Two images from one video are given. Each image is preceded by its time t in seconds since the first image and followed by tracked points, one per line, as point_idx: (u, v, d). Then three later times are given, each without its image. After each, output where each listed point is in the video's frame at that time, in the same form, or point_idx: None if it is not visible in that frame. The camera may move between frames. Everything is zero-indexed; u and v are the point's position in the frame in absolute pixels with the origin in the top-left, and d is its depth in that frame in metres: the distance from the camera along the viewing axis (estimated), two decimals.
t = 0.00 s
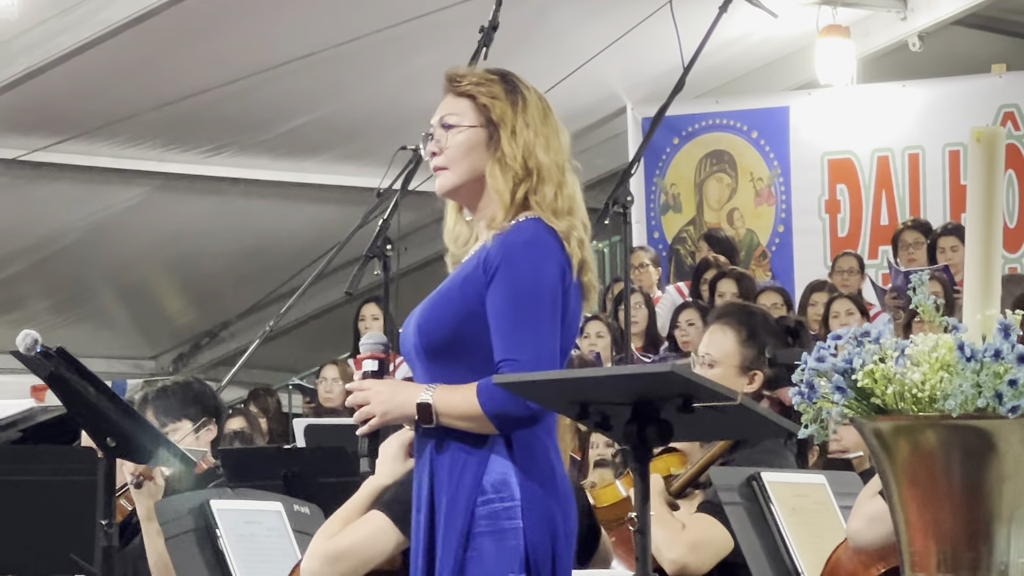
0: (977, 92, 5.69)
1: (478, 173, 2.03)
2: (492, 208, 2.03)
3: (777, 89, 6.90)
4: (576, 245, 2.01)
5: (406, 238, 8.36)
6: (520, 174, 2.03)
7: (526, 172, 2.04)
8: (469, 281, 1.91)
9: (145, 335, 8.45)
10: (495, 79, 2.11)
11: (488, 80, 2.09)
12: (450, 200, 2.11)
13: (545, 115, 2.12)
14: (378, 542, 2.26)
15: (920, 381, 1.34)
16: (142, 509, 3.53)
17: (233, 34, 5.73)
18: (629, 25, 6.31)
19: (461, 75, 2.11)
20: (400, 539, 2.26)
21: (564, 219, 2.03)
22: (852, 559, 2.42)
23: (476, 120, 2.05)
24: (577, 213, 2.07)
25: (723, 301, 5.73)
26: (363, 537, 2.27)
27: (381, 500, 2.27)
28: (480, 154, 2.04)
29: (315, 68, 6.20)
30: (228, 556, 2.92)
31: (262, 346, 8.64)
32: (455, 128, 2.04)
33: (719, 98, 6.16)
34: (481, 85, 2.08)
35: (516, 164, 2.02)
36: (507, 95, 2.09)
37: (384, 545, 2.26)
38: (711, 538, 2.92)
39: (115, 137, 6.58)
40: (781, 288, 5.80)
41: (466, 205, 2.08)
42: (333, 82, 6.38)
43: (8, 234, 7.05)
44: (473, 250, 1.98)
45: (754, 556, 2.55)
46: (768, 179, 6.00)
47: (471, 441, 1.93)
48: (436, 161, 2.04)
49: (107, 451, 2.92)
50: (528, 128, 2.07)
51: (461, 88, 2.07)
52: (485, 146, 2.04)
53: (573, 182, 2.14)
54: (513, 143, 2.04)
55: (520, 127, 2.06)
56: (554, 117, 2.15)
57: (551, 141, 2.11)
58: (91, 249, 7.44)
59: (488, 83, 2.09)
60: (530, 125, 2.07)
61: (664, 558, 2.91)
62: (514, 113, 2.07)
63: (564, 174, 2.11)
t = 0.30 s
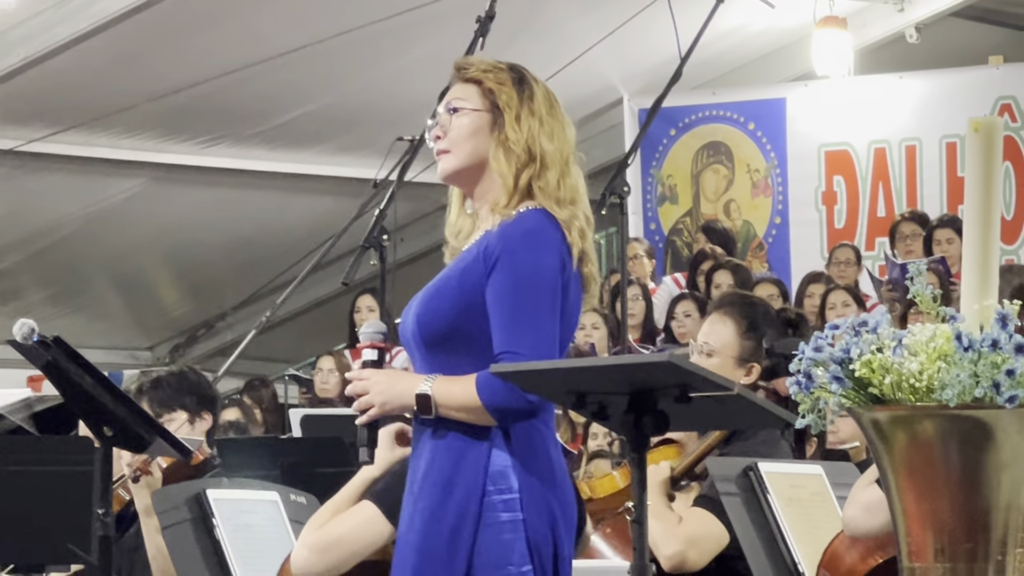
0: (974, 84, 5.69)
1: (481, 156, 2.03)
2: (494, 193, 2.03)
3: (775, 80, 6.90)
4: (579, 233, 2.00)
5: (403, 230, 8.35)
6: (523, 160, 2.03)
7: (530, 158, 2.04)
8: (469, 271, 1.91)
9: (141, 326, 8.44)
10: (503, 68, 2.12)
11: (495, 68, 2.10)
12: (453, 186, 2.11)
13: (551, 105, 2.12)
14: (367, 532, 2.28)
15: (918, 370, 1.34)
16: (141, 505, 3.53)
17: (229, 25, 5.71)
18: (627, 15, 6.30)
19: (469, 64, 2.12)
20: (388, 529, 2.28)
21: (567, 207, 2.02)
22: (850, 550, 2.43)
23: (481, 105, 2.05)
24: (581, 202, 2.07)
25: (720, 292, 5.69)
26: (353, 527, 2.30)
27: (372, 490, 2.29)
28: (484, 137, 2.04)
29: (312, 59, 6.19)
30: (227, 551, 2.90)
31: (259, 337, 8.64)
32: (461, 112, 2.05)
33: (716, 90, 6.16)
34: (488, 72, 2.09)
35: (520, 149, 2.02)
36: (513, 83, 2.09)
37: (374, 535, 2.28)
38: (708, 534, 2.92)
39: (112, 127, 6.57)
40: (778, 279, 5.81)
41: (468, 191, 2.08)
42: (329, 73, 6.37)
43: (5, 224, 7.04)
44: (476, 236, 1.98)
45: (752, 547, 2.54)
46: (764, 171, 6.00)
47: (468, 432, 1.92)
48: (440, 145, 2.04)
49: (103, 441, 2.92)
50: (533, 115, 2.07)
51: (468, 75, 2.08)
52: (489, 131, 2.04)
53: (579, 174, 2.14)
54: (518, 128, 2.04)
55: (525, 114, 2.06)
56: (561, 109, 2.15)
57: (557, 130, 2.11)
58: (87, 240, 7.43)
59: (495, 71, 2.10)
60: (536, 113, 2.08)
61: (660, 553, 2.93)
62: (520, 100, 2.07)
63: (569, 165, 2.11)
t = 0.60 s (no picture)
0: (969, 77, 5.69)
1: (482, 147, 2.03)
2: (495, 185, 2.03)
3: (769, 74, 6.90)
4: (579, 227, 2.00)
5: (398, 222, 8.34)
6: (524, 151, 2.02)
7: (531, 150, 2.03)
8: (468, 265, 1.91)
9: (136, 319, 8.43)
10: (505, 59, 2.11)
11: (498, 59, 2.10)
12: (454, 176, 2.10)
13: (553, 98, 2.12)
14: (363, 531, 2.29)
15: (913, 365, 1.33)
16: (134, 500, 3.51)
17: (225, 17, 5.69)
18: (622, 9, 6.30)
19: (472, 55, 2.12)
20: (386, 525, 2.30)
21: (568, 200, 2.02)
22: (847, 544, 2.44)
23: (482, 95, 2.05)
24: (582, 195, 2.06)
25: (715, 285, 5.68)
26: (350, 525, 2.29)
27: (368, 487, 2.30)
28: (485, 128, 2.03)
29: (307, 52, 6.17)
30: (220, 541, 2.91)
31: (254, 330, 8.63)
32: (461, 102, 2.04)
33: (711, 83, 6.16)
34: (490, 63, 2.08)
35: (520, 140, 2.02)
36: (515, 74, 2.09)
37: (370, 532, 2.30)
38: (700, 533, 2.89)
39: (106, 120, 6.55)
40: (773, 273, 5.81)
41: (468, 182, 2.08)
42: (325, 66, 6.35)
43: None
44: (476, 229, 1.97)
45: (746, 541, 2.54)
46: (760, 163, 5.99)
47: (465, 425, 1.92)
48: (441, 135, 2.04)
49: (99, 433, 2.91)
50: (535, 106, 2.07)
51: (470, 65, 2.08)
52: (489, 121, 2.04)
53: (581, 166, 2.13)
54: (519, 120, 2.03)
55: (526, 105, 2.06)
56: (564, 101, 2.15)
57: (558, 123, 2.10)
58: (82, 233, 7.42)
59: (497, 61, 2.09)
60: (537, 104, 2.07)
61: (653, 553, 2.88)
62: (521, 91, 2.07)
63: (571, 157, 2.10)
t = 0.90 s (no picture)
0: (964, 72, 5.69)
1: (481, 138, 2.02)
2: (494, 177, 2.03)
3: (764, 69, 6.90)
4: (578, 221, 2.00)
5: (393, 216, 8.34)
6: (522, 144, 2.02)
7: (529, 142, 2.03)
8: (468, 258, 1.91)
9: (131, 313, 8.42)
10: (505, 50, 2.11)
11: (497, 49, 2.09)
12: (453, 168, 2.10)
13: (552, 89, 2.11)
14: (365, 530, 2.26)
15: (908, 359, 1.33)
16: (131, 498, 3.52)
17: (221, 11, 5.68)
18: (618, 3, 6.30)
19: (471, 45, 2.11)
20: (389, 525, 2.26)
21: (568, 194, 2.03)
22: (842, 539, 2.42)
23: (481, 87, 2.04)
24: (581, 188, 2.06)
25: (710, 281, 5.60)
26: (350, 526, 2.26)
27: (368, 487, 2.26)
28: (484, 119, 2.03)
29: (303, 46, 6.17)
30: (216, 535, 2.90)
31: (249, 324, 8.62)
32: (460, 94, 2.04)
33: (706, 78, 6.16)
34: (490, 54, 2.08)
35: (518, 133, 2.02)
36: (514, 65, 2.08)
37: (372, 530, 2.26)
38: (702, 532, 2.88)
39: (102, 113, 6.54)
40: (769, 267, 5.81)
41: (467, 173, 2.08)
42: (321, 60, 6.34)
43: None
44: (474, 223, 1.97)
45: (741, 536, 2.54)
46: (755, 158, 6.00)
47: (467, 419, 1.92)
48: (439, 126, 2.04)
49: (94, 427, 2.91)
50: (534, 98, 2.06)
51: (469, 56, 2.07)
52: (488, 113, 2.03)
53: (580, 157, 2.13)
54: (518, 113, 2.03)
55: (525, 97, 2.05)
56: (563, 92, 2.14)
57: (557, 115, 2.10)
58: (77, 226, 7.41)
59: (496, 52, 2.09)
60: (536, 96, 2.07)
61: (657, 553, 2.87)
62: (520, 83, 2.06)
63: (570, 149, 2.10)
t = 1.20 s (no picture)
0: (963, 68, 5.69)
1: (483, 132, 2.02)
2: (496, 172, 2.02)
3: (762, 65, 6.89)
4: (584, 217, 1.99)
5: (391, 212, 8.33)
6: (524, 139, 2.01)
7: (532, 138, 2.02)
8: (473, 254, 1.90)
9: (128, 308, 8.41)
10: (513, 41, 2.10)
11: (504, 41, 2.08)
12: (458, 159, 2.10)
13: (559, 83, 2.10)
14: (359, 519, 2.27)
15: (906, 353, 1.32)
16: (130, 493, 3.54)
17: (219, 6, 5.66)
18: None
19: (479, 36, 2.10)
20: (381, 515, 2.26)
21: (571, 190, 2.01)
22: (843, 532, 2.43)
23: (486, 80, 2.04)
24: (587, 185, 2.04)
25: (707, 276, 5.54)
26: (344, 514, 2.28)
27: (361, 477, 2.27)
28: (487, 113, 2.02)
29: (301, 41, 6.16)
30: (212, 528, 2.91)
31: (247, 319, 8.62)
32: (465, 86, 2.03)
33: (704, 73, 6.15)
34: (496, 46, 2.07)
35: (520, 128, 2.01)
36: (520, 58, 2.07)
37: (362, 519, 2.27)
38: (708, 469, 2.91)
39: (100, 108, 6.53)
40: (765, 263, 5.81)
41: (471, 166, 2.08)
42: (319, 55, 6.33)
43: None
44: (478, 217, 1.97)
45: (738, 530, 2.56)
46: (752, 154, 6.00)
47: (474, 416, 1.92)
48: (443, 118, 2.04)
49: (92, 420, 2.92)
50: (539, 93, 2.05)
51: (476, 48, 2.06)
52: (491, 107, 2.03)
53: (586, 152, 2.12)
54: (521, 108, 2.02)
55: (530, 92, 2.04)
56: (570, 86, 2.12)
57: (563, 109, 2.08)
58: (75, 221, 7.40)
59: (503, 44, 2.08)
60: (541, 90, 2.05)
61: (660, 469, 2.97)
62: (526, 76, 2.05)
63: (576, 144, 2.08)
